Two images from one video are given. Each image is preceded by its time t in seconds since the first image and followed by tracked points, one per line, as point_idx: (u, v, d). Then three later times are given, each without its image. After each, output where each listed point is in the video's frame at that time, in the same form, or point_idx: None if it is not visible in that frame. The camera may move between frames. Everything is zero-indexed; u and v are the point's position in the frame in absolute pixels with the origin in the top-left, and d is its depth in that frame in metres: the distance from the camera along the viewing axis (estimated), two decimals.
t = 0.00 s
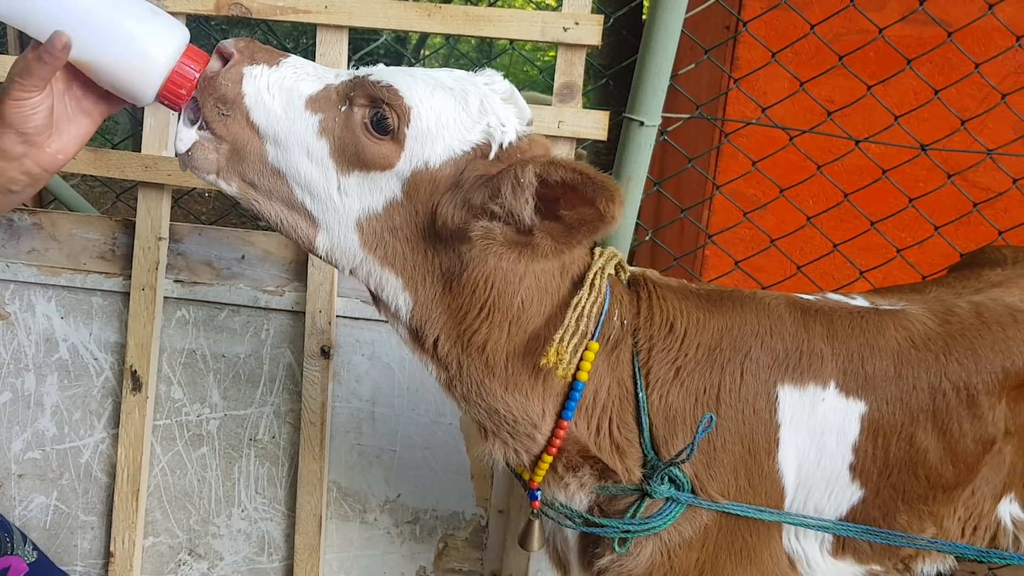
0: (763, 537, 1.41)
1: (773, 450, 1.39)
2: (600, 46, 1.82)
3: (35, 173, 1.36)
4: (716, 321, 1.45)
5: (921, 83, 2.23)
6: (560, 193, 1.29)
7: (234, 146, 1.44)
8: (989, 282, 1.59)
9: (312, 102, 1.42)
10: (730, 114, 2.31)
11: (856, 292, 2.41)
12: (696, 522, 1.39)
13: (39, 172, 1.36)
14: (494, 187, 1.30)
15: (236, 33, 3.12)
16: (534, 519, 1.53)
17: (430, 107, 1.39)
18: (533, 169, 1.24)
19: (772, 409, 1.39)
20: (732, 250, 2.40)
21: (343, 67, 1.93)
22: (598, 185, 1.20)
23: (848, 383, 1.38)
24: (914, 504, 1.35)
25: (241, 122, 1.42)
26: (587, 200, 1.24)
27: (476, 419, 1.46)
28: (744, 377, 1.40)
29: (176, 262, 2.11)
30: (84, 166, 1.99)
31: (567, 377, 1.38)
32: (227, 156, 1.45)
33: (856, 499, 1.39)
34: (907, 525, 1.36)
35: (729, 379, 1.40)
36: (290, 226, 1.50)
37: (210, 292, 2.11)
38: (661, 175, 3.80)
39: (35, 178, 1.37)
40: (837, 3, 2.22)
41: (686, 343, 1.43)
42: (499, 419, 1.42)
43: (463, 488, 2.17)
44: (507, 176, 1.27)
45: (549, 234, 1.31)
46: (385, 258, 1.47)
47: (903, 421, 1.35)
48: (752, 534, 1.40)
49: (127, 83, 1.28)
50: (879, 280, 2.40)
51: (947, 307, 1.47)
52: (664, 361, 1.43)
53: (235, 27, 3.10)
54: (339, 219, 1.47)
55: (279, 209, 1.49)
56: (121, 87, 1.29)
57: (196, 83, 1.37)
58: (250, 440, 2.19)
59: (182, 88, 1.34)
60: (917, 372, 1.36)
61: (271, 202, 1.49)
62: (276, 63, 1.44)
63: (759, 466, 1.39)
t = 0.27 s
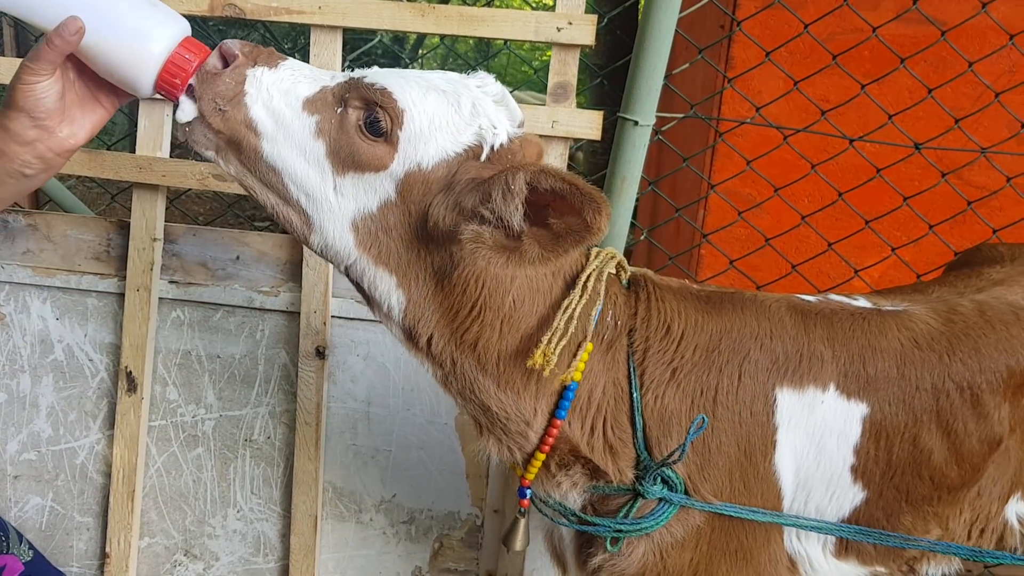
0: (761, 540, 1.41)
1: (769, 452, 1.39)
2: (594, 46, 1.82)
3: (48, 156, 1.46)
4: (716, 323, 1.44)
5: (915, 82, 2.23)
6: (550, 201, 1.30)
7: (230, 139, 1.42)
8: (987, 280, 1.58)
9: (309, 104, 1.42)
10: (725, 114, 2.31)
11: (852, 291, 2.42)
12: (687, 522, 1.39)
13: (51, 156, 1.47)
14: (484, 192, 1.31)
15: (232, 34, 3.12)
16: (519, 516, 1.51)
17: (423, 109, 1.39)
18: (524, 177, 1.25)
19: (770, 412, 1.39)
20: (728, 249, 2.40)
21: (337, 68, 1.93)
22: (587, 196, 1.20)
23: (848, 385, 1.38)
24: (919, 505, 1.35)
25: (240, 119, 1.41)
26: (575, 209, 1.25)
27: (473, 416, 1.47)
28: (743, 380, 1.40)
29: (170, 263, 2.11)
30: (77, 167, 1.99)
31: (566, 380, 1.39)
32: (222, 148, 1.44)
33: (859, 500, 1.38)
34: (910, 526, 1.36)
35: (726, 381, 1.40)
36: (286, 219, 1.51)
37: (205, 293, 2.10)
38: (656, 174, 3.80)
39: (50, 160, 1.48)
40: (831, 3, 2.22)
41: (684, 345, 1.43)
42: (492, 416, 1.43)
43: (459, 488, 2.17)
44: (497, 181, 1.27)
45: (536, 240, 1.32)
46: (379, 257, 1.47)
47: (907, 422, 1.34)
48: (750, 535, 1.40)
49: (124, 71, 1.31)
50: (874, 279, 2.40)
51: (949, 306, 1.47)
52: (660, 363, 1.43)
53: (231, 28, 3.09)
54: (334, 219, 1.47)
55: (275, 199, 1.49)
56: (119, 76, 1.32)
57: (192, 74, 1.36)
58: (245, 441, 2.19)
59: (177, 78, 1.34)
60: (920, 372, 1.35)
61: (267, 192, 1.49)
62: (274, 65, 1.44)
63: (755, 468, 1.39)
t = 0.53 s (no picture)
0: (751, 537, 1.41)
1: (760, 451, 1.40)
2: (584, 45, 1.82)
3: (49, 140, 1.46)
4: (705, 322, 1.45)
5: (906, 79, 2.24)
6: (535, 195, 1.30)
7: (224, 134, 1.43)
8: (982, 279, 1.59)
9: (303, 101, 1.42)
10: (717, 113, 2.30)
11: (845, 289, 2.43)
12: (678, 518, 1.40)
13: (53, 140, 1.47)
14: (473, 186, 1.31)
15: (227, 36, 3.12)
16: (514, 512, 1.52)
17: (415, 107, 1.40)
18: (510, 170, 1.24)
19: (760, 411, 1.39)
20: (721, 248, 2.40)
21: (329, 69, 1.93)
22: (570, 189, 1.21)
23: (840, 385, 1.38)
24: (912, 505, 1.35)
25: (236, 114, 1.41)
26: (560, 203, 1.26)
27: (465, 408, 1.47)
28: (733, 379, 1.40)
29: (164, 264, 2.12)
30: (70, 169, 1.99)
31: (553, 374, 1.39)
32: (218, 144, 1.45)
33: (850, 500, 1.38)
34: (905, 525, 1.36)
35: (716, 379, 1.41)
36: (280, 212, 1.51)
37: (198, 294, 2.11)
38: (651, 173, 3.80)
39: (50, 146, 1.47)
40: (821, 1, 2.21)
41: (673, 344, 1.43)
42: (482, 410, 1.43)
43: (454, 488, 2.17)
44: (484, 177, 1.28)
45: (522, 232, 1.33)
46: (371, 251, 1.47)
47: (900, 421, 1.34)
48: (740, 532, 1.40)
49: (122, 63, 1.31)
50: (868, 277, 2.40)
51: (943, 305, 1.47)
52: (649, 360, 1.43)
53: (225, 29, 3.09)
54: (326, 213, 1.47)
55: (270, 192, 1.49)
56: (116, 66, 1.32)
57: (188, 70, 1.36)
58: (240, 442, 2.20)
59: (173, 72, 1.34)
60: (912, 370, 1.35)
61: (262, 185, 1.49)
62: (269, 64, 1.45)
63: (745, 467, 1.40)
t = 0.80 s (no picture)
0: (753, 539, 1.41)
1: (761, 453, 1.39)
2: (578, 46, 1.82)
3: (57, 135, 1.47)
4: (703, 325, 1.45)
5: (900, 78, 2.24)
6: (539, 208, 1.33)
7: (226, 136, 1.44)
8: (982, 276, 1.59)
9: (306, 102, 1.42)
10: (712, 112, 2.32)
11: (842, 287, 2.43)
12: (674, 521, 1.40)
13: (59, 135, 1.48)
14: (477, 195, 1.32)
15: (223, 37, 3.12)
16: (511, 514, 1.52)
17: (418, 112, 1.40)
18: (514, 183, 1.27)
19: (761, 412, 1.39)
20: (717, 246, 2.41)
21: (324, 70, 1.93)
22: (576, 207, 1.24)
23: (842, 386, 1.38)
24: (917, 505, 1.35)
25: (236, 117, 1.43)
26: (564, 218, 1.29)
27: (463, 409, 1.48)
28: (733, 381, 1.40)
29: (161, 266, 2.12)
30: (67, 172, 2.00)
31: (544, 374, 1.39)
32: (216, 147, 1.46)
33: (854, 500, 1.38)
34: (908, 525, 1.36)
35: (716, 382, 1.41)
36: (279, 217, 1.51)
37: (195, 296, 2.11)
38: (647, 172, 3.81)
39: (56, 142, 1.49)
40: None
41: (670, 347, 1.43)
42: (477, 412, 1.43)
43: (451, 488, 2.18)
44: (490, 186, 1.29)
45: (524, 245, 1.37)
46: (370, 252, 1.47)
47: (903, 421, 1.35)
48: (740, 536, 1.40)
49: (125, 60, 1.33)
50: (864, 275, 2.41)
51: (943, 303, 1.47)
52: (647, 362, 1.43)
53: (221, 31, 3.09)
54: (327, 214, 1.48)
55: (270, 201, 1.50)
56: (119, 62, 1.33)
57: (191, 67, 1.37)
58: (238, 443, 2.20)
59: (175, 69, 1.35)
60: (915, 369, 1.36)
61: (261, 191, 1.49)
62: (275, 62, 1.45)
63: (745, 469, 1.40)
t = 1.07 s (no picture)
0: (755, 540, 1.42)
1: (762, 455, 1.39)
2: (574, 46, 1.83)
3: (54, 134, 1.47)
4: (704, 328, 1.45)
5: (897, 77, 2.25)
6: (536, 218, 1.33)
7: (224, 139, 1.43)
8: (980, 275, 1.59)
9: (304, 112, 1.43)
10: (708, 112, 2.31)
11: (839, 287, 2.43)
12: (673, 524, 1.40)
13: (56, 134, 1.48)
14: (475, 205, 1.32)
15: (221, 38, 3.12)
16: (509, 517, 1.54)
17: (417, 120, 1.41)
18: (512, 194, 1.28)
19: (763, 415, 1.39)
20: (714, 246, 2.41)
21: (320, 71, 1.93)
22: (572, 219, 1.24)
23: (843, 388, 1.38)
24: (918, 505, 1.35)
25: (237, 121, 1.42)
26: (561, 230, 1.29)
27: (461, 413, 1.48)
28: (735, 383, 1.40)
29: (159, 268, 2.12)
30: (64, 174, 2.00)
31: (545, 375, 1.38)
32: (214, 150, 1.46)
33: (856, 503, 1.39)
34: (910, 526, 1.37)
35: (717, 385, 1.40)
36: (276, 219, 1.52)
37: (193, 297, 2.11)
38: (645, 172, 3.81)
39: (52, 141, 1.49)
40: None
41: (670, 349, 1.44)
42: (476, 416, 1.44)
43: (449, 488, 2.18)
44: (488, 197, 1.30)
45: (521, 257, 1.37)
46: (368, 259, 1.48)
47: (904, 422, 1.35)
48: (742, 538, 1.40)
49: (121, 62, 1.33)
50: (861, 275, 2.41)
51: (942, 303, 1.47)
52: (647, 365, 1.44)
53: (218, 32, 3.09)
54: (326, 222, 1.48)
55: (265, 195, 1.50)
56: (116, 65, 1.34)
57: (188, 71, 1.38)
58: (236, 444, 2.21)
59: (172, 73, 1.36)
60: (916, 371, 1.36)
61: (260, 192, 1.49)
62: (272, 71, 1.45)
63: (747, 472, 1.39)
